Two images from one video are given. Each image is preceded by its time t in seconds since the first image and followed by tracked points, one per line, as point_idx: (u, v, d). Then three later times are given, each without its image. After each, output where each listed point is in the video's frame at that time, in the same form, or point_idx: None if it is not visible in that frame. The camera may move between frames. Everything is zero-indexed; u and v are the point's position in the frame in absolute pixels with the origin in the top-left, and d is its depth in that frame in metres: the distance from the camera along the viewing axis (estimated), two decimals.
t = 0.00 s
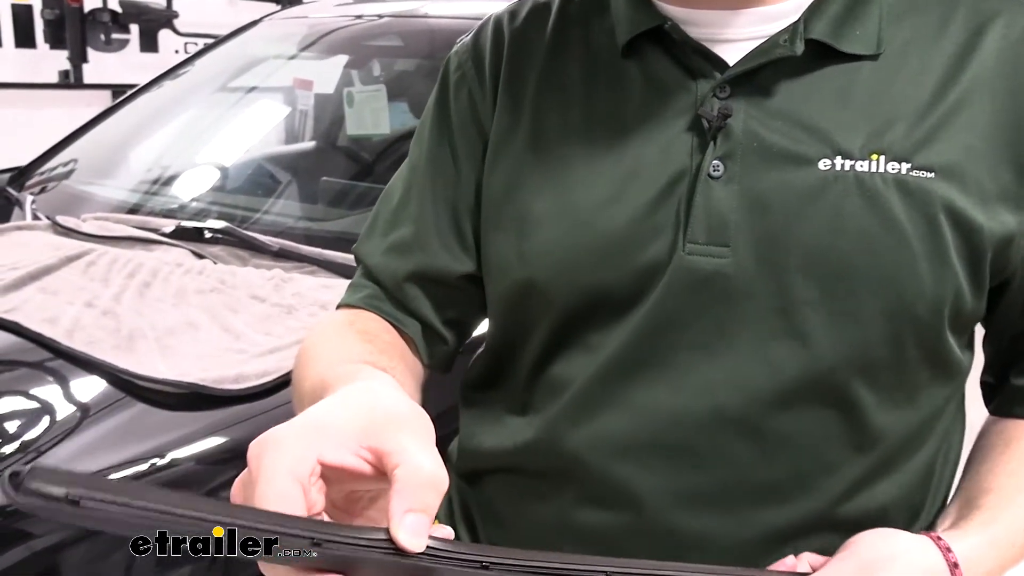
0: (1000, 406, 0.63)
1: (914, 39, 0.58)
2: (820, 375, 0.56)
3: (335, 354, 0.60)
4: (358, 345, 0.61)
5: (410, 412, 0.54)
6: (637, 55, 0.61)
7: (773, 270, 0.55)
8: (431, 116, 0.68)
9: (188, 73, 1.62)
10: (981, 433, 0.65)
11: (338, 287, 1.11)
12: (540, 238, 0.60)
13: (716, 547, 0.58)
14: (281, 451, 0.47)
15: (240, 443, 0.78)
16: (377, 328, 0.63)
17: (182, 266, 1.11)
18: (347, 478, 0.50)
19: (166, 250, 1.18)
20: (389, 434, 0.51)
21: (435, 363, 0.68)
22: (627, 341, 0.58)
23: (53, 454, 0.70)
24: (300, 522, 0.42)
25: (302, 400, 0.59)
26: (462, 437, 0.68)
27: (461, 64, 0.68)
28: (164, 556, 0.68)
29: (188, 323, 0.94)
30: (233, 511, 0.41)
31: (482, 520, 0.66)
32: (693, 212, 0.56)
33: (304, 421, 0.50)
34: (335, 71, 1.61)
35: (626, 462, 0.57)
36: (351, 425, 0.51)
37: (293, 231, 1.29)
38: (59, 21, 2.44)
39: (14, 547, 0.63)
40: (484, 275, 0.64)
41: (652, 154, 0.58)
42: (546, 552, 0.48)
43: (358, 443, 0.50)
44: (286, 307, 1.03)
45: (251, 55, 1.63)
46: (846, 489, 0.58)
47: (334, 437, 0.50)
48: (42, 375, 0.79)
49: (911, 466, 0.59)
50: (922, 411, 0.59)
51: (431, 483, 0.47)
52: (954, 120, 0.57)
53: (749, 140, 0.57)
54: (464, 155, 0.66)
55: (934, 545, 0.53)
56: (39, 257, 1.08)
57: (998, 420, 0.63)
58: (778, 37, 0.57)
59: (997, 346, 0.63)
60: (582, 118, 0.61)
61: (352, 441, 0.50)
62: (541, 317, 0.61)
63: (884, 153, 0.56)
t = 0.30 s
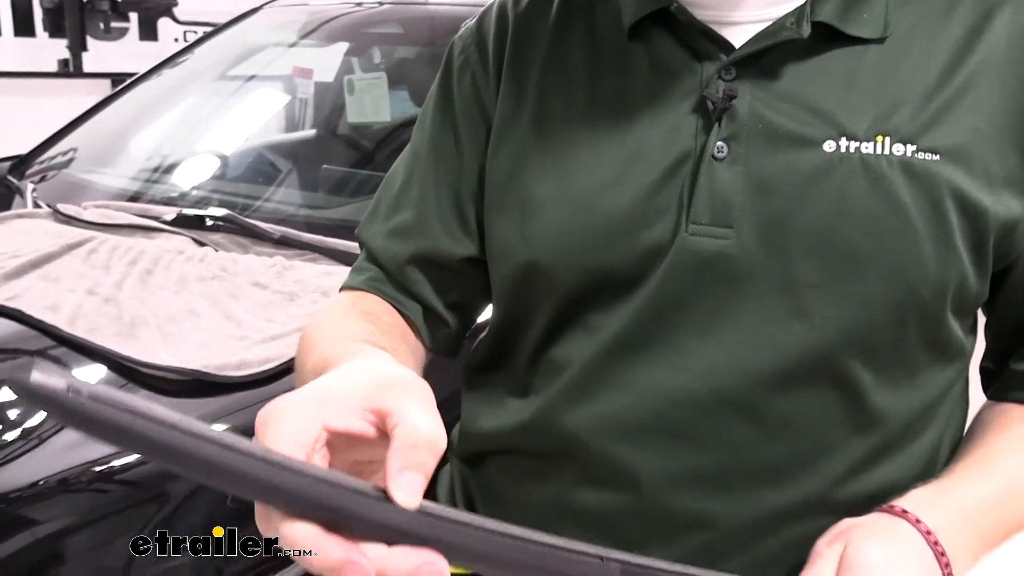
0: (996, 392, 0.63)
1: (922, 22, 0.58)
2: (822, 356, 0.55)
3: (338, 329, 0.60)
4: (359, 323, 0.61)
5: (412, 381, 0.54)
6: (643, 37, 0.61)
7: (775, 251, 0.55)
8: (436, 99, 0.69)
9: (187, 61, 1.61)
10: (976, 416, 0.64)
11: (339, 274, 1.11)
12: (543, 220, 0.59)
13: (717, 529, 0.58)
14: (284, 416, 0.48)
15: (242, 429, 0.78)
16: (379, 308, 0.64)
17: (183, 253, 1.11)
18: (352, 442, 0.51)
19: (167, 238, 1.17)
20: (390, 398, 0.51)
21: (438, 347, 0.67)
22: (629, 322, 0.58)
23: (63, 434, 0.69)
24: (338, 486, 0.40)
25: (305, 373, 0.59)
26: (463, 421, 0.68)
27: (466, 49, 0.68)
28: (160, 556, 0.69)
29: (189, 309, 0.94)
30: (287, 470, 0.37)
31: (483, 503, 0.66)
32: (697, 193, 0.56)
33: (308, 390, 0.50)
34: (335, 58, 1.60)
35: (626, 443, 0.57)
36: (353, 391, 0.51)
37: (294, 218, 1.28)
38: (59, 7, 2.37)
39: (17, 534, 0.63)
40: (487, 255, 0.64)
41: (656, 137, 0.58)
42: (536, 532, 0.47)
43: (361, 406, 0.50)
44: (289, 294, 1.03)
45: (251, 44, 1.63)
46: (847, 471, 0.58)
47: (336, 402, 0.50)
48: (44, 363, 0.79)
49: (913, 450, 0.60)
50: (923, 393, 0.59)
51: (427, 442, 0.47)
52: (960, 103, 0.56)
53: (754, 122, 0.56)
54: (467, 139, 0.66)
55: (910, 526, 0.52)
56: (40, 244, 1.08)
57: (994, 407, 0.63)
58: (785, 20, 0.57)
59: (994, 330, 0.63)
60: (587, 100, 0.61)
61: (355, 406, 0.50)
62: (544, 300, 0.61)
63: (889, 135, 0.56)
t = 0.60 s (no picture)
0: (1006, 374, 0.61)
1: None
2: (827, 336, 0.55)
3: (342, 313, 0.60)
4: (363, 305, 0.62)
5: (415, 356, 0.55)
6: (646, 14, 0.60)
7: (779, 230, 0.55)
8: (436, 80, 0.68)
9: (189, 45, 1.60)
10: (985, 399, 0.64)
11: (342, 258, 1.11)
12: (545, 201, 0.59)
13: (722, 508, 0.58)
14: (291, 388, 0.49)
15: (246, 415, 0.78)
16: (384, 293, 0.64)
17: (186, 237, 1.10)
18: (357, 420, 0.51)
19: (170, 222, 1.17)
20: (394, 372, 0.52)
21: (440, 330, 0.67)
22: (628, 301, 0.57)
23: (65, 421, 0.69)
24: (363, 448, 0.41)
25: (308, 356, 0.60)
26: (468, 403, 0.68)
27: (467, 27, 0.67)
28: (159, 556, 0.68)
29: (192, 294, 0.95)
30: (283, 424, 0.40)
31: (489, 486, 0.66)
32: (699, 170, 0.55)
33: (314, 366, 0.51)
34: (338, 42, 1.59)
35: (628, 423, 0.57)
36: (357, 365, 0.52)
37: (296, 203, 1.28)
38: None
39: (23, 518, 0.64)
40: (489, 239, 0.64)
41: (658, 114, 0.58)
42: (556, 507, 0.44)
43: (366, 381, 0.51)
44: (292, 279, 1.03)
45: (252, 26, 1.62)
46: (852, 451, 0.58)
47: (342, 376, 0.50)
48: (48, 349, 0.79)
49: (919, 433, 0.59)
50: (930, 375, 0.58)
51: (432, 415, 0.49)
52: (967, 80, 0.56)
53: (757, 98, 0.56)
54: (466, 118, 0.65)
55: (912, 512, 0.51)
56: (44, 229, 1.08)
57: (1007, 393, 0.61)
58: None
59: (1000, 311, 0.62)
60: (587, 85, 0.61)
61: (361, 382, 0.51)
62: (545, 279, 0.61)
63: (895, 112, 0.55)
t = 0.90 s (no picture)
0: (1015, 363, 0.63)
1: None
2: (848, 331, 0.55)
3: (365, 322, 0.62)
4: (385, 315, 0.63)
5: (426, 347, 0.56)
6: (649, 11, 0.59)
7: (796, 226, 0.54)
8: (439, 80, 0.68)
9: (193, 34, 1.60)
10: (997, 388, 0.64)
11: (349, 248, 1.10)
12: (560, 203, 0.58)
13: (743, 506, 0.58)
14: (302, 376, 0.49)
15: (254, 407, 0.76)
16: (407, 305, 0.64)
17: (192, 227, 1.10)
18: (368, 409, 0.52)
19: (176, 211, 1.17)
20: (406, 362, 0.53)
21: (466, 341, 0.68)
22: (648, 301, 0.57)
23: (69, 413, 0.69)
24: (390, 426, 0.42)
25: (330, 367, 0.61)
26: (486, 397, 0.68)
27: (469, 30, 0.66)
28: (160, 556, 0.68)
29: (198, 283, 0.94)
30: (293, 400, 0.40)
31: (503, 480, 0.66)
32: (714, 168, 0.55)
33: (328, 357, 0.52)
34: (344, 31, 1.57)
35: (645, 424, 0.57)
36: (370, 355, 0.53)
37: (302, 192, 1.28)
38: None
39: (29, 507, 0.63)
40: (504, 249, 0.64)
41: (670, 111, 0.57)
42: (572, 478, 0.44)
43: (378, 371, 0.52)
44: (299, 268, 1.03)
45: (257, 16, 1.61)
46: (869, 447, 0.57)
47: (354, 367, 0.51)
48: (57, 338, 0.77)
49: (933, 428, 0.60)
50: (947, 365, 0.58)
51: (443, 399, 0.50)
52: (980, 69, 0.55)
53: (769, 94, 0.55)
54: (470, 117, 0.65)
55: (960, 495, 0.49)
56: (51, 218, 1.08)
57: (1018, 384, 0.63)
58: None
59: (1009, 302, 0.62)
60: (592, 89, 0.60)
61: (373, 371, 0.52)
62: (564, 287, 0.61)
63: (910, 104, 0.54)
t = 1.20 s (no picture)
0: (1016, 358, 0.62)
1: None
2: (848, 327, 0.54)
3: (362, 316, 0.61)
4: (382, 309, 0.62)
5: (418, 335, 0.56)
6: (647, 3, 0.59)
7: (795, 222, 0.54)
8: (438, 74, 0.67)
9: (197, 26, 1.59)
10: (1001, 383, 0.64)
11: (354, 241, 1.10)
12: (558, 198, 0.58)
13: (743, 503, 0.58)
14: (292, 365, 0.49)
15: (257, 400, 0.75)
16: (408, 299, 0.64)
17: (196, 219, 1.10)
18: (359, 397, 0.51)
19: (180, 204, 1.17)
20: (395, 351, 0.52)
21: (465, 336, 0.68)
22: (646, 297, 0.56)
23: (74, 405, 0.69)
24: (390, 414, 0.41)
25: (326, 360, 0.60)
26: (484, 392, 0.68)
27: (467, 24, 0.66)
28: (160, 556, 0.68)
29: (203, 276, 0.94)
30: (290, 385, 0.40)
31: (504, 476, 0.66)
32: (711, 164, 0.54)
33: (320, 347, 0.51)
34: (347, 23, 1.55)
35: (645, 421, 0.57)
36: (361, 344, 0.53)
37: (306, 185, 1.28)
38: None
39: (35, 499, 0.63)
40: (501, 245, 0.64)
41: (668, 106, 0.56)
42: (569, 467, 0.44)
43: (369, 359, 0.51)
44: (302, 261, 1.02)
45: (260, 8, 1.60)
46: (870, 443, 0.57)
47: (345, 356, 0.51)
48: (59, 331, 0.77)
49: (932, 422, 0.60)
50: (948, 360, 0.58)
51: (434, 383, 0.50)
52: (979, 61, 0.55)
53: (765, 88, 0.55)
54: (468, 112, 0.65)
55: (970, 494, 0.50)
56: (55, 211, 1.08)
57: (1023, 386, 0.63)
58: None
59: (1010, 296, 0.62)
60: (587, 81, 0.60)
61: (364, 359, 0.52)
62: (557, 280, 0.61)
63: (908, 97, 0.54)
